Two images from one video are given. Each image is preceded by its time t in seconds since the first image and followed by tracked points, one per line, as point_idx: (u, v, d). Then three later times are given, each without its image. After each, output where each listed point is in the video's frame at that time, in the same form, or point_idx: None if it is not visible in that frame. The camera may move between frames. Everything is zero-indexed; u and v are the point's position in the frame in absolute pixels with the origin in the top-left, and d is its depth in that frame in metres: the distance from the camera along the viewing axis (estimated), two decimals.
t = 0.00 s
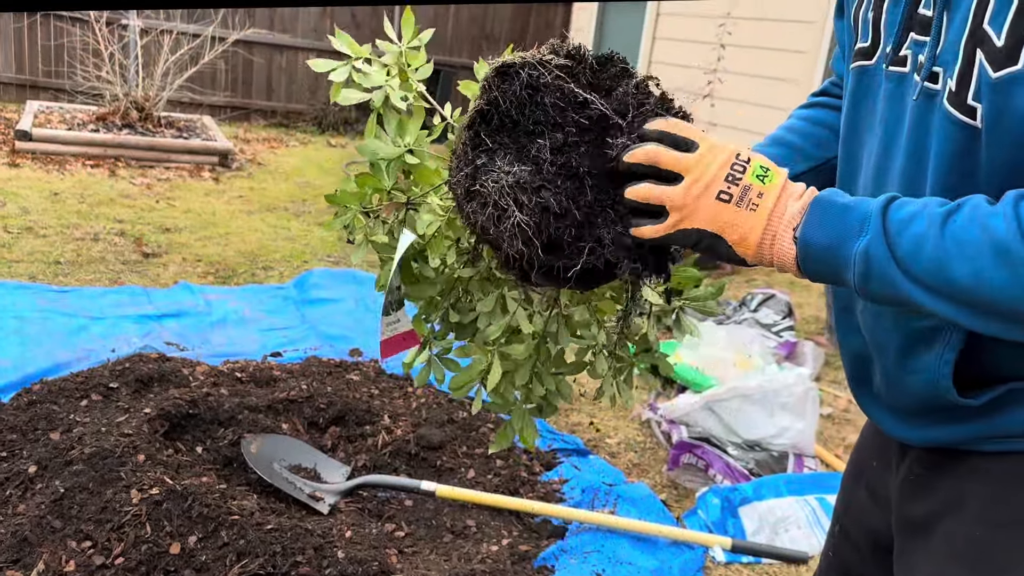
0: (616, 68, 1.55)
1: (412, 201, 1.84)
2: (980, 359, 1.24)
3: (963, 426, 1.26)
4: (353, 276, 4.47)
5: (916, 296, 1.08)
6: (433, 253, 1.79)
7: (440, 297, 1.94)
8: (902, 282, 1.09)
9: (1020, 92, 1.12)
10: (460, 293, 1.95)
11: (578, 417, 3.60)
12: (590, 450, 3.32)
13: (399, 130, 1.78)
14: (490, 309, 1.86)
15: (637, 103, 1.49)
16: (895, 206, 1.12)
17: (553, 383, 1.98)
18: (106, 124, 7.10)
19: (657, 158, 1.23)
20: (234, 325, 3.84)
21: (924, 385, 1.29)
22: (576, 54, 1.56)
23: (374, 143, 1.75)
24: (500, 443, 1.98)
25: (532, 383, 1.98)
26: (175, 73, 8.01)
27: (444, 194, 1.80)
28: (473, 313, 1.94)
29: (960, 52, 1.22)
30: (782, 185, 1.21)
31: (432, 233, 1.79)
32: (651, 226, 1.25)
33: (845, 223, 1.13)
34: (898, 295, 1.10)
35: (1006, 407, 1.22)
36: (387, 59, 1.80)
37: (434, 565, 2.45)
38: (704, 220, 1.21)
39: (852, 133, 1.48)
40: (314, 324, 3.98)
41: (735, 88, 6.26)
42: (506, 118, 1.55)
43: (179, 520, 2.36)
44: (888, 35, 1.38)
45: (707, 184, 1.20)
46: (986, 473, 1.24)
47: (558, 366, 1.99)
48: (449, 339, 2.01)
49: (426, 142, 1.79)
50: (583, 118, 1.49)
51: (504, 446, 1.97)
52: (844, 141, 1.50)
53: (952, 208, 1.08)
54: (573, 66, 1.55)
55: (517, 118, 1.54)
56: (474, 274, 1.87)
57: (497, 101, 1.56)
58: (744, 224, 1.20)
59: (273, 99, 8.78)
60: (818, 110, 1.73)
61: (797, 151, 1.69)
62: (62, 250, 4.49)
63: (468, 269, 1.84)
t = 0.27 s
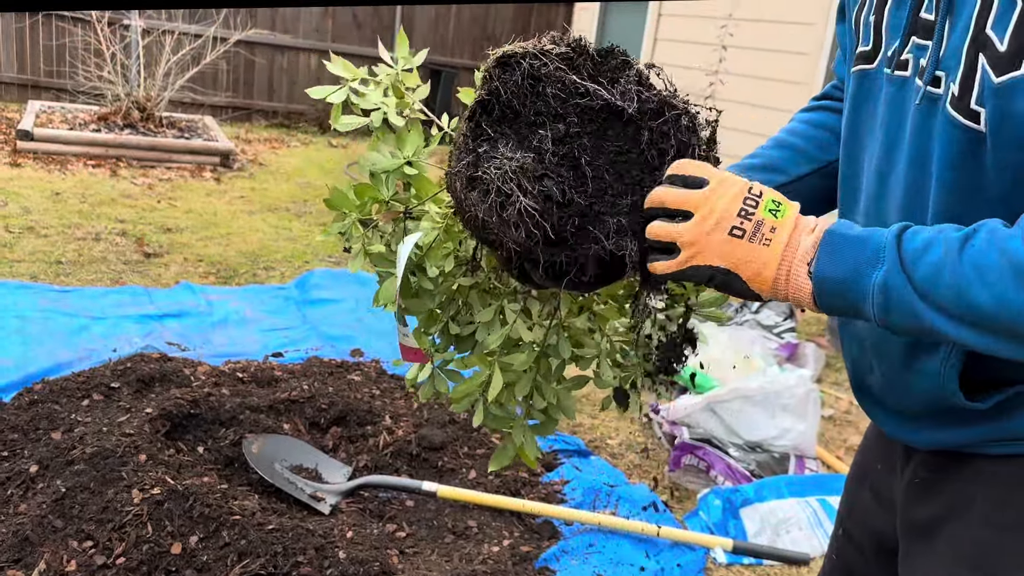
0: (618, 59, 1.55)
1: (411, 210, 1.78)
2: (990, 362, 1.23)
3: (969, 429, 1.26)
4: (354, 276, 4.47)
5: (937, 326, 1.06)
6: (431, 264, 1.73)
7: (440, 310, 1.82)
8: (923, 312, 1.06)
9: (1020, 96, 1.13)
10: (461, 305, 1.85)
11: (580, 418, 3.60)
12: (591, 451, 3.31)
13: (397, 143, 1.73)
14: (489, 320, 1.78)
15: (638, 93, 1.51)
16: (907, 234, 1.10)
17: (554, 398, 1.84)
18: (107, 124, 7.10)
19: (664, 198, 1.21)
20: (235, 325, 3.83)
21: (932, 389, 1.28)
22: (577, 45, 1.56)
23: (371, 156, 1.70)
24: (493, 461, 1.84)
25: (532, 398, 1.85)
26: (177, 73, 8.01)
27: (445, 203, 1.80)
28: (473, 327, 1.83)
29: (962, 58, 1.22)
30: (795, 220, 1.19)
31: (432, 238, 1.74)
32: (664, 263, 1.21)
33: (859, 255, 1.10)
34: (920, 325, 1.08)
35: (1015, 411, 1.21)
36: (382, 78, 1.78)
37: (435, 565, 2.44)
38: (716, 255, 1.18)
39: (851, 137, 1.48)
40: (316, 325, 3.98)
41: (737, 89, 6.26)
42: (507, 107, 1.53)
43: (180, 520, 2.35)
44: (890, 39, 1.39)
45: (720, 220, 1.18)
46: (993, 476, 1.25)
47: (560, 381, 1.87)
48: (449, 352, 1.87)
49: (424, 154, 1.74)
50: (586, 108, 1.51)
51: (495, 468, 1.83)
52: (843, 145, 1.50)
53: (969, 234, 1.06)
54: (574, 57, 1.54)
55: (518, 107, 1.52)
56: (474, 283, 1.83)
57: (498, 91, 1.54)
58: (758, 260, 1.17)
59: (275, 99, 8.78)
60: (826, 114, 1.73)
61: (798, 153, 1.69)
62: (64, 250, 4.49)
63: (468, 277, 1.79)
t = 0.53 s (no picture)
0: (604, 53, 1.55)
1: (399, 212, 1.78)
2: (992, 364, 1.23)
3: (962, 432, 1.27)
4: (353, 275, 4.48)
5: (876, 318, 1.09)
6: (420, 265, 1.71)
7: (428, 312, 1.80)
8: (867, 307, 1.09)
9: (1012, 105, 1.12)
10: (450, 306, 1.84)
11: (578, 418, 3.60)
12: (590, 451, 3.31)
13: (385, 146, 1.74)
14: (479, 320, 1.76)
15: (625, 86, 1.53)
16: (848, 221, 1.12)
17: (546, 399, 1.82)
18: (107, 123, 7.10)
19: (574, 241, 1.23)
20: (234, 324, 3.83)
21: (923, 392, 1.29)
22: (564, 39, 1.55)
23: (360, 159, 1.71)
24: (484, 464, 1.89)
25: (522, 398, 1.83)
26: (177, 72, 8.01)
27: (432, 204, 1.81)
28: (462, 328, 1.81)
29: (958, 64, 1.22)
30: (707, 221, 1.20)
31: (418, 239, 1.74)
32: (599, 292, 1.28)
33: (798, 249, 1.13)
34: (866, 320, 1.10)
35: (1011, 415, 1.22)
36: (355, 82, 1.76)
37: (434, 565, 2.44)
38: (644, 276, 1.24)
39: (847, 142, 1.50)
40: (314, 324, 3.98)
41: (736, 89, 6.27)
42: (495, 101, 1.52)
43: (178, 519, 2.36)
44: (887, 43, 1.39)
45: (633, 247, 1.21)
46: (990, 480, 1.25)
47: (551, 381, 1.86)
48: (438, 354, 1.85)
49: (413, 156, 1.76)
50: (574, 101, 1.52)
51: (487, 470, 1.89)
52: (840, 150, 1.51)
53: (911, 224, 1.08)
54: (561, 51, 1.54)
55: (505, 101, 1.52)
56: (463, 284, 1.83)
57: (486, 84, 1.52)
58: (683, 269, 1.23)
59: (275, 99, 8.78)
60: (817, 114, 1.74)
61: (790, 154, 1.70)
62: (63, 249, 4.49)
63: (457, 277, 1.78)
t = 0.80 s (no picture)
0: (617, 46, 1.53)
1: (394, 208, 1.76)
2: (990, 365, 1.23)
3: (955, 430, 1.27)
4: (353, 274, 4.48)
5: (816, 320, 1.11)
6: (417, 265, 1.74)
7: (423, 315, 1.86)
8: (809, 311, 1.11)
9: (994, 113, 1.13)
10: (443, 308, 1.88)
11: (577, 418, 3.60)
12: (589, 451, 3.31)
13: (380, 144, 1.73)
14: (477, 320, 1.81)
15: (641, 80, 1.52)
16: (789, 223, 1.13)
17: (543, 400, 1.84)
18: (106, 121, 7.09)
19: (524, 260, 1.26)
20: (233, 323, 3.83)
21: (917, 390, 1.29)
22: (577, 30, 1.54)
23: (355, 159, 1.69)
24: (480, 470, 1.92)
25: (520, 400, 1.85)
26: (175, 71, 8.01)
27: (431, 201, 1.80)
28: (458, 329, 1.87)
29: (943, 70, 1.22)
30: (646, 232, 1.21)
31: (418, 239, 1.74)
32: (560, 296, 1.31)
33: (742, 253, 1.13)
34: (808, 322, 1.12)
35: (1004, 412, 1.22)
36: (355, 77, 1.76)
37: (432, 564, 2.44)
38: (596, 283, 1.26)
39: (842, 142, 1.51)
40: (313, 323, 3.98)
41: (735, 88, 6.27)
42: (507, 95, 1.53)
43: (177, 518, 2.35)
44: (882, 45, 1.40)
45: (579, 264, 1.23)
46: (984, 478, 1.25)
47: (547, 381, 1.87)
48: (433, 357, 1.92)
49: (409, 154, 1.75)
50: (586, 94, 1.52)
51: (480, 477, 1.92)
52: (836, 150, 1.52)
53: (853, 227, 1.09)
54: (573, 42, 1.52)
55: (516, 96, 1.52)
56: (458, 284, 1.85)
57: (497, 76, 1.52)
58: (632, 275, 1.25)
59: (274, 97, 8.78)
60: (817, 110, 1.75)
61: (792, 150, 1.70)
62: (61, 248, 4.48)
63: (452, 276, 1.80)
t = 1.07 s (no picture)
0: (622, 42, 1.53)
1: (395, 197, 1.75)
2: (988, 363, 1.23)
3: (956, 428, 1.27)
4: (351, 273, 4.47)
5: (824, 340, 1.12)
6: (416, 253, 1.72)
7: (421, 303, 1.83)
8: (816, 334, 1.12)
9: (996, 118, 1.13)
10: (442, 297, 1.84)
11: (576, 416, 3.60)
12: (587, 449, 3.31)
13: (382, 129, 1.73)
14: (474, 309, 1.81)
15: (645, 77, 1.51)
16: (788, 247, 1.13)
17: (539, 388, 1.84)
18: (104, 120, 7.07)
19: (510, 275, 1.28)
20: (231, 322, 3.83)
21: (917, 388, 1.29)
22: (583, 26, 1.54)
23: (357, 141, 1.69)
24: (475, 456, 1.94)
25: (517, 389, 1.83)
26: (174, 70, 8.00)
27: (432, 190, 1.77)
28: (456, 317, 1.85)
29: (947, 71, 1.23)
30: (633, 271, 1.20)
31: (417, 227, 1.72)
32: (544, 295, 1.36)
33: (744, 280, 1.14)
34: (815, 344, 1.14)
35: (1004, 409, 1.22)
36: (360, 60, 1.76)
37: (431, 562, 2.44)
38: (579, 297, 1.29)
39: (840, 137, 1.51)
40: (312, 321, 3.98)
41: (734, 87, 6.27)
42: (512, 88, 1.51)
43: (175, 516, 2.36)
44: (882, 44, 1.41)
45: (563, 289, 1.25)
46: (983, 475, 1.26)
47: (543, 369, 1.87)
48: (432, 344, 1.90)
49: (409, 141, 1.75)
50: (591, 90, 1.50)
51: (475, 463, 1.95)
52: (834, 145, 1.52)
53: (854, 246, 1.09)
54: (579, 39, 1.53)
55: (520, 91, 1.51)
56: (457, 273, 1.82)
57: (502, 70, 1.51)
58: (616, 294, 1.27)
59: (272, 96, 8.77)
60: (818, 104, 1.75)
61: (792, 143, 1.71)
62: (59, 246, 4.48)
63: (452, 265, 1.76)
